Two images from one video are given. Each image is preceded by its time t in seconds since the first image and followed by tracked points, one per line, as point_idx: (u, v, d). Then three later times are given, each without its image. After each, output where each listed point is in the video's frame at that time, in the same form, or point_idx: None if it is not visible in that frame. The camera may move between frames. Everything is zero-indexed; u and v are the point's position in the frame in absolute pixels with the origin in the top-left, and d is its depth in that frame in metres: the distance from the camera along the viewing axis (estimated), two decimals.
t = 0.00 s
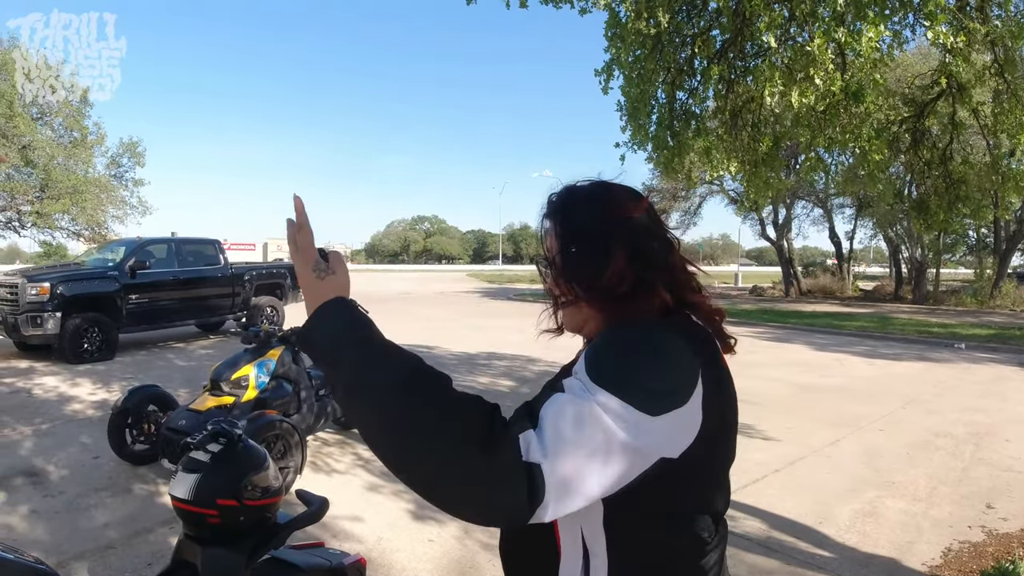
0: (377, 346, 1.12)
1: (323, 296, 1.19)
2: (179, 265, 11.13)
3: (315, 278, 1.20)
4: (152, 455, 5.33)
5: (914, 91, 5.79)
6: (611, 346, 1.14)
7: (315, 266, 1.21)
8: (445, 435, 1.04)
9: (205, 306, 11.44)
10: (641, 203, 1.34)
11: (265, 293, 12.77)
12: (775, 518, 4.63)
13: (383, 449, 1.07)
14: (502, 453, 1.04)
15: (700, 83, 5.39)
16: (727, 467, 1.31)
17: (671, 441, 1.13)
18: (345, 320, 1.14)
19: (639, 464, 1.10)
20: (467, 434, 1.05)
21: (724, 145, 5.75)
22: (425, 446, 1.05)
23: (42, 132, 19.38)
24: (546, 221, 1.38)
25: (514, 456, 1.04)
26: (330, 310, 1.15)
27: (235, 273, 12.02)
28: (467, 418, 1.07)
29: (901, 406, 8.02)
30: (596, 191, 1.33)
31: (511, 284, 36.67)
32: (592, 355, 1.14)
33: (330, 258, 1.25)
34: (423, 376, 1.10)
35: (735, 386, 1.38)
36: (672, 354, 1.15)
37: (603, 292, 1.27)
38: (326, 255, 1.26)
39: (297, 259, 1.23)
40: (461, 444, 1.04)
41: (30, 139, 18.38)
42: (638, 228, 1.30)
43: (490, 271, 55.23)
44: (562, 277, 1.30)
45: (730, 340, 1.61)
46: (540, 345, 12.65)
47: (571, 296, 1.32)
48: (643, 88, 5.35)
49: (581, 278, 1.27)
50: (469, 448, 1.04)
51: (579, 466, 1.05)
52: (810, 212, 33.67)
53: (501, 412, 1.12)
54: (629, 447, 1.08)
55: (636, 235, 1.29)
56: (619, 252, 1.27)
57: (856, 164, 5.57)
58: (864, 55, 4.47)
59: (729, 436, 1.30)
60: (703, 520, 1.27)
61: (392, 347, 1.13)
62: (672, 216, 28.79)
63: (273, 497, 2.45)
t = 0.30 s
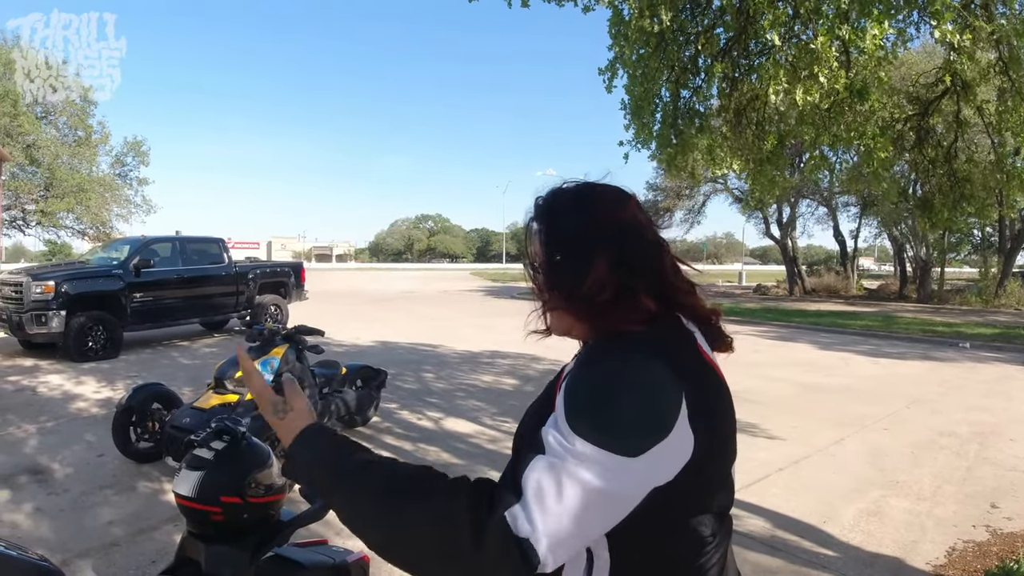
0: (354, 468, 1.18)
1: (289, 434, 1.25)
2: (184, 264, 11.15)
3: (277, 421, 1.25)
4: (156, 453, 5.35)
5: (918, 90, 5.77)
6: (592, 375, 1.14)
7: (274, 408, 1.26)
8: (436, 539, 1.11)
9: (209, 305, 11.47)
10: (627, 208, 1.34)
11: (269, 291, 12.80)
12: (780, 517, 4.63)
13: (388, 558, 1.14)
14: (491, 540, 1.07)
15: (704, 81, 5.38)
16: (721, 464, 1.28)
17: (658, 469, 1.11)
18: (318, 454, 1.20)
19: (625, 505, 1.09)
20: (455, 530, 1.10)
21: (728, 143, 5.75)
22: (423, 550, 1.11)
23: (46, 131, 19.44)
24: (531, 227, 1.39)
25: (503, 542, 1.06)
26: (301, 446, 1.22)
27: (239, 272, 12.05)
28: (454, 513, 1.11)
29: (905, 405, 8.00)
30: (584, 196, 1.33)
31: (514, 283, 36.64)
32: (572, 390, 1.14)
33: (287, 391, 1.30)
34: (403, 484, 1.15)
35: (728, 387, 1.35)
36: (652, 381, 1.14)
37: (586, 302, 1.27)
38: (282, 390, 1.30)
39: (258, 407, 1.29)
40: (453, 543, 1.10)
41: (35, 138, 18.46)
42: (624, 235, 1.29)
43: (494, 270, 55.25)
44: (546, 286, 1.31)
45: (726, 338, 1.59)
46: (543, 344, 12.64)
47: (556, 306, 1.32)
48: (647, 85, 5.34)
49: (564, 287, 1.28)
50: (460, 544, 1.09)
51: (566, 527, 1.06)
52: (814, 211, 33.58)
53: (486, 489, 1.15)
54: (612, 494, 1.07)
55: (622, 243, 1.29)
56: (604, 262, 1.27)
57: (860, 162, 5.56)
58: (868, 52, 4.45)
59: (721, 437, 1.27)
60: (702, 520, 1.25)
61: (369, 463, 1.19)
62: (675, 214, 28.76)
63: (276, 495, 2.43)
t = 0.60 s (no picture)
0: (353, 490, 1.18)
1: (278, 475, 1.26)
2: (187, 261, 11.18)
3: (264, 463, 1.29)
4: (160, 450, 5.37)
5: (923, 87, 5.74)
6: (594, 378, 1.14)
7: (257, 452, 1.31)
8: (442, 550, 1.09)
9: (213, 302, 11.50)
10: (637, 207, 1.34)
11: (272, 289, 12.82)
12: (783, 515, 4.62)
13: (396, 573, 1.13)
14: (496, 544, 1.07)
15: (708, 78, 5.36)
16: (726, 462, 1.27)
17: (658, 468, 1.12)
18: (313, 484, 1.20)
19: (626, 501, 1.10)
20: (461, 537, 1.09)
21: (733, 140, 5.73)
22: (429, 562, 1.10)
23: (50, 129, 19.49)
24: (540, 220, 1.40)
25: (509, 546, 1.06)
26: (295, 479, 1.22)
27: (243, 269, 12.06)
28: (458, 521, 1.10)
29: (910, 403, 7.98)
30: (591, 192, 1.33)
31: (516, 281, 36.60)
32: (573, 392, 1.14)
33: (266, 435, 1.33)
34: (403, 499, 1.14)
35: (731, 380, 1.34)
36: (652, 384, 1.13)
37: (587, 299, 1.27)
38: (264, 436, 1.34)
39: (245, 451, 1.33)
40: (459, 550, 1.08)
41: (38, 136, 18.52)
42: (629, 234, 1.29)
43: (497, 267, 55.28)
44: (550, 280, 1.32)
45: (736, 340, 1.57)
46: (547, 341, 12.64)
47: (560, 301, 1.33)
48: (650, 81, 5.33)
49: (566, 282, 1.28)
50: (467, 551, 1.08)
51: (569, 526, 1.07)
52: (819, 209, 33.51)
53: (489, 493, 1.14)
54: (613, 493, 1.08)
55: (626, 242, 1.29)
56: (608, 261, 1.27)
57: (864, 159, 5.53)
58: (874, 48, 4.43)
59: (725, 434, 1.27)
60: (707, 516, 1.24)
61: (367, 486, 1.18)
62: (678, 212, 28.71)
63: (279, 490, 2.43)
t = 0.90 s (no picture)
0: (356, 446, 1.12)
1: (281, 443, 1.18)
2: (187, 257, 11.18)
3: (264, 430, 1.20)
4: (161, 446, 5.37)
5: (924, 83, 5.73)
6: (623, 351, 1.12)
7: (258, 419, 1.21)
8: (447, 504, 1.05)
9: (213, 298, 11.50)
10: (695, 209, 1.35)
11: (273, 285, 12.82)
12: (784, 512, 4.62)
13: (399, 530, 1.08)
14: (503, 500, 1.04)
15: (709, 73, 5.34)
16: (735, 455, 1.27)
17: (674, 445, 1.10)
18: (317, 448, 1.13)
19: (640, 470, 1.08)
20: (469, 490, 1.05)
21: (733, 136, 5.73)
22: (434, 518, 1.05)
23: (50, 125, 19.46)
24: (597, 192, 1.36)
25: (518, 501, 1.04)
26: (301, 445, 1.15)
27: (243, 265, 12.06)
28: (466, 475, 1.06)
29: (910, 399, 7.98)
30: (652, 181, 1.32)
31: (516, 277, 36.62)
32: (597, 362, 1.12)
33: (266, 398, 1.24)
34: (410, 455, 1.10)
35: (747, 374, 1.34)
36: (685, 365, 1.13)
37: (637, 279, 1.25)
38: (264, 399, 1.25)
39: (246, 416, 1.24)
40: (466, 504, 1.05)
41: (39, 133, 18.50)
42: (683, 227, 1.29)
43: (497, 263, 55.28)
44: (600, 251, 1.28)
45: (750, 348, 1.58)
46: (547, 338, 12.64)
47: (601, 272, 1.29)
48: (651, 77, 5.33)
49: (619, 258, 1.25)
50: (475, 506, 1.04)
51: (580, 491, 1.05)
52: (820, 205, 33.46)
53: (498, 451, 1.11)
54: (629, 461, 1.06)
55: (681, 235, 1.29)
56: (665, 248, 1.26)
57: (865, 155, 5.52)
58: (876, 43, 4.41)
59: (737, 423, 1.26)
60: (712, 511, 1.24)
61: (372, 443, 1.13)
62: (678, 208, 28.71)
63: (279, 487, 2.43)
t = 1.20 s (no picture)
0: (382, 406, 1.11)
1: (315, 384, 1.17)
2: (183, 253, 11.16)
3: (304, 366, 1.18)
4: (158, 443, 5.36)
5: (921, 79, 5.72)
6: (640, 338, 1.11)
7: (300, 354, 1.19)
8: (466, 478, 1.04)
9: (210, 295, 11.48)
10: (713, 202, 1.35)
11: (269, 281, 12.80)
12: (780, 507, 4.63)
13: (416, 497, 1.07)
14: (521, 482, 1.02)
15: (707, 69, 5.34)
16: (740, 455, 1.27)
17: (689, 438, 1.10)
18: (346, 402, 1.12)
19: (654, 460, 1.08)
20: (487, 469, 1.03)
21: (730, 132, 5.72)
22: (450, 491, 1.04)
23: (45, 121, 19.37)
24: (614, 182, 1.37)
25: (535, 485, 1.03)
26: (335, 392, 1.14)
27: (239, 261, 12.03)
28: (487, 452, 1.04)
29: (906, 395, 8.01)
30: (673, 174, 1.33)
31: (513, 273, 36.62)
32: (617, 349, 1.12)
33: (310, 338, 1.23)
34: (434, 424, 1.08)
35: (757, 374, 1.34)
36: (704, 356, 1.12)
37: (652, 264, 1.25)
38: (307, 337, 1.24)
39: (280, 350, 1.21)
40: (484, 483, 1.03)
41: (34, 129, 18.40)
42: (703, 220, 1.29)
43: (494, 259, 55.27)
44: (616, 238, 1.28)
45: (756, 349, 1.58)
46: (544, 334, 12.64)
47: (616, 258, 1.29)
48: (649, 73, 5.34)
49: (636, 241, 1.26)
50: (492, 485, 1.03)
51: (593, 478, 1.05)
52: (817, 201, 33.50)
53: (518, 432, 1.09)
54: (645, 452, 1.05)
55: (700, 226, 1.29)
56: (682, 235, 1.27)
57: (861, 152, 5.52)
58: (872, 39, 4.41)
59: (743, 423, 1.26)
60: (715, 509, 1.24)
61: (398, 405, 1.12)
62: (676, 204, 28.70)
63: (275, 483, 2.44)
